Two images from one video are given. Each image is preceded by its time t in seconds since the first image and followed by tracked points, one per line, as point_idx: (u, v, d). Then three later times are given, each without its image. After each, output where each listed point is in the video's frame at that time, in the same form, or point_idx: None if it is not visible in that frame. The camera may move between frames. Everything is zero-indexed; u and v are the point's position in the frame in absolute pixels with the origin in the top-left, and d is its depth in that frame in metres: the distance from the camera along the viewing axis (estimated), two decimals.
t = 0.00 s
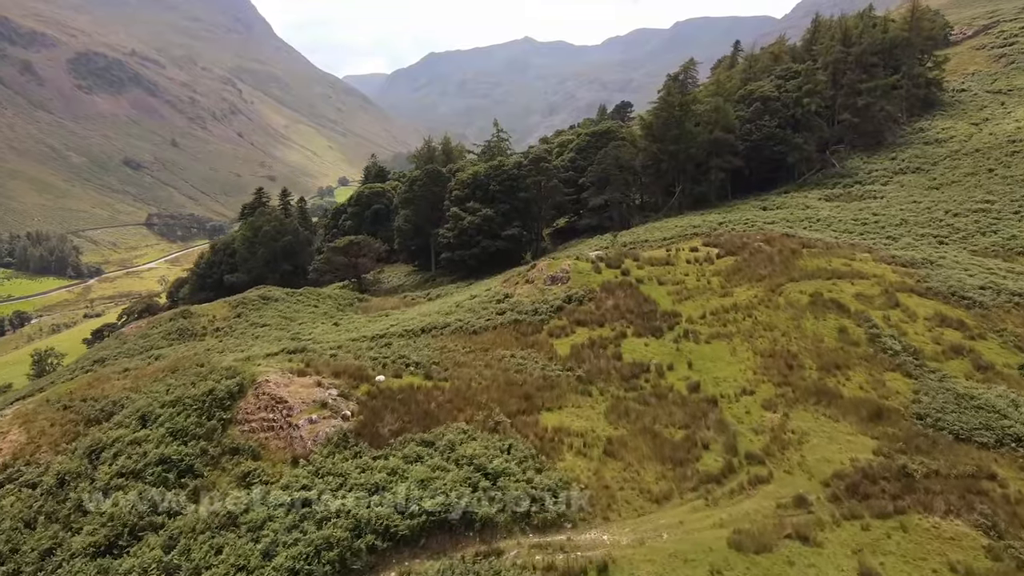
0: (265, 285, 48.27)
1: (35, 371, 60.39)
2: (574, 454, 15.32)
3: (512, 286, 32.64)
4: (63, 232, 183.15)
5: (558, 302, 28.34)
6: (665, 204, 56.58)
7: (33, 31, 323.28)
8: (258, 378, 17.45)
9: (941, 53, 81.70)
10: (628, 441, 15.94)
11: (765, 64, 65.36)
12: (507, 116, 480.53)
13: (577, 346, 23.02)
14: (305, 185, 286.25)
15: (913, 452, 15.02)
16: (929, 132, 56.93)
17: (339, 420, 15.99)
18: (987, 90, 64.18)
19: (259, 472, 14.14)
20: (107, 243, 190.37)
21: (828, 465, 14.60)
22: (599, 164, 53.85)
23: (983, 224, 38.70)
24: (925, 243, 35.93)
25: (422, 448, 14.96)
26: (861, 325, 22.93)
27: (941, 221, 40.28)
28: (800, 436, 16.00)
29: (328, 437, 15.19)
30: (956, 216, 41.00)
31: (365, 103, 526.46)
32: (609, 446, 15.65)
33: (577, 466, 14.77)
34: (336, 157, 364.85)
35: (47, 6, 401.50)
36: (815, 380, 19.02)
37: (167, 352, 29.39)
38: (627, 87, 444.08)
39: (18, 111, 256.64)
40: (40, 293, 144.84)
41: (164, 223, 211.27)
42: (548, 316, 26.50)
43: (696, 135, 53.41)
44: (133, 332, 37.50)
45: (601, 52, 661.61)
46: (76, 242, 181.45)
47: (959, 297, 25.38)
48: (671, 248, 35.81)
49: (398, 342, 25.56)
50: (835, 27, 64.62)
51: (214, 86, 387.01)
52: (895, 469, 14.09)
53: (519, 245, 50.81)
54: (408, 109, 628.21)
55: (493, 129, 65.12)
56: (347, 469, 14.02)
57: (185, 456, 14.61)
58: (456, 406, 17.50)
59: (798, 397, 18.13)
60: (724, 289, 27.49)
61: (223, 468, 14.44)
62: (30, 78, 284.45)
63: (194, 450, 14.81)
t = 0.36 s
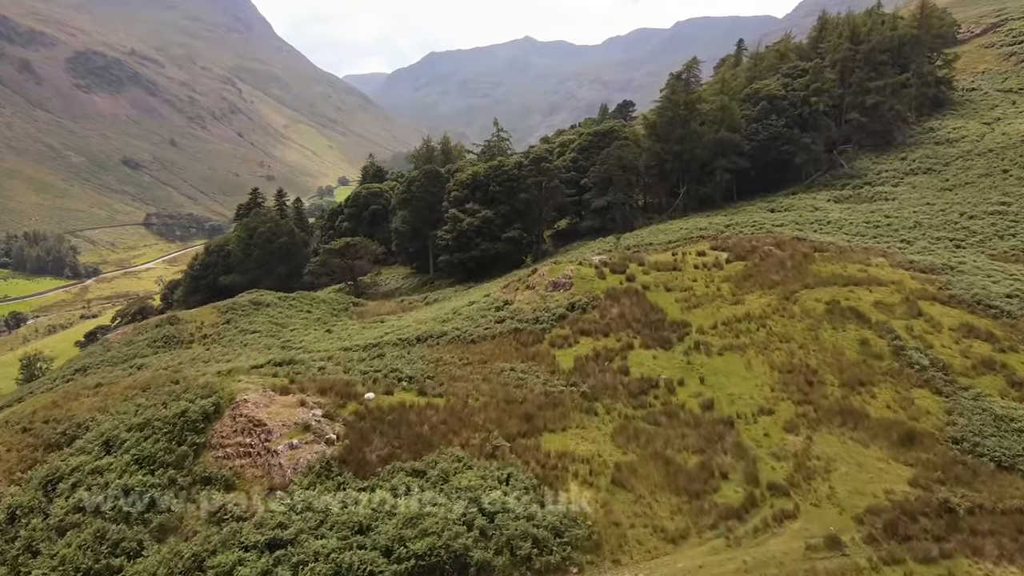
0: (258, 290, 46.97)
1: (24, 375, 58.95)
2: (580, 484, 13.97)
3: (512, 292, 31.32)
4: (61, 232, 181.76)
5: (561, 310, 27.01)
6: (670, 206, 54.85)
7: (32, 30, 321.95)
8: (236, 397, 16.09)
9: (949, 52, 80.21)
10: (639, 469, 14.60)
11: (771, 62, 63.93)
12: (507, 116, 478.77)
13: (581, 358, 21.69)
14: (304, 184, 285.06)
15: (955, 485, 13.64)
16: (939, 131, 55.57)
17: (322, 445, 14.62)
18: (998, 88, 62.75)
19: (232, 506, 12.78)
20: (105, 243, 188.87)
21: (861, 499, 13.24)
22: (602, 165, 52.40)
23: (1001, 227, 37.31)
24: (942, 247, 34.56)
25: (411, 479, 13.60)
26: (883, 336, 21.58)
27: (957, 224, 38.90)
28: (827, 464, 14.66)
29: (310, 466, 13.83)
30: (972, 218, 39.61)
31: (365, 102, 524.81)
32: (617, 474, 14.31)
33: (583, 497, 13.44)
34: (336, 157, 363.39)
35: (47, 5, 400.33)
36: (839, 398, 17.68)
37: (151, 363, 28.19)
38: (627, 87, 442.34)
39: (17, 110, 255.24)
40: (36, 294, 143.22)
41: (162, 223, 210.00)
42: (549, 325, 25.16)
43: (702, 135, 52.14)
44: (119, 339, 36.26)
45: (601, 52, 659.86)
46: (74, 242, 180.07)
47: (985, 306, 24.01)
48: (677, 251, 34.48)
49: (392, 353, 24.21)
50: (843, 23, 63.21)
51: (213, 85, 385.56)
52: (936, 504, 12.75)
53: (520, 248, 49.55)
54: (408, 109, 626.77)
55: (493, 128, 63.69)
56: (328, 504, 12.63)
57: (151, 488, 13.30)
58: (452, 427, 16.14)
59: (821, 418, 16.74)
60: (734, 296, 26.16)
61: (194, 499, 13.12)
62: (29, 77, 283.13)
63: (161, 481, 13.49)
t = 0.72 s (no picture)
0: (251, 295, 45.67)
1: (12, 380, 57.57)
2: (588, 522, 12.58)
3: (511, 300, 29.89)
4: (58, 232, 180.50)
5: (563, 319, 25.58)
6: (674, 206, 52.49)
7: (31, 29, 320.75)
8: (208, 419, 14.69)
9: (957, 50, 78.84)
10: (653, 503, 13.21)
11: (778, 60, 62.43)
12: (507, 115, 477.24)
13: (585, 373, 20.27)
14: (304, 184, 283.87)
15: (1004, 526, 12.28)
16: (951, 130, 54.07)
17: (301, 476, 13.21)
18: (1010, 86, 61.36)
19: (197, 553, 11.40)
20: (102, 243, 187.56)
21: (902, 543, 11.86)
22: (605, 164, 50.52)
23: (1022, 230, 35.86)
24: (961, 252, 33.14)
25: (399, 519, 12.18)
26: (908, 349, 20.18)
27: (974, 227, 37.43)
28: (860, 499, 13.30)
29: (286, 502, 12.41)
30: (989, 221, 38.17)
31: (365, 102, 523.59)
32: (628, 509, 12.92)
33: (591, 538, 12.07)
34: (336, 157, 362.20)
35: (46, 4, 399.19)
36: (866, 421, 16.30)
37: (132, 376, 26.86)
38: (628, 87, 440.79)
39: (15, 109, 254.07)
40: (32, 294, 141.98)
41: (161, 223, 208.72)
42: (552, 336, 23.78)
43: (707, 134, 51.30)
44: (102, 346, 34.90)
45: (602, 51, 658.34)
46: (71, 242, 178.56)
47: (1015, 317, 22.60)
48: (683, 256, 33.05)
49: (384, 366, 22.78)
50: (851, 20, 61.89)
51: (213, 84, 384.35)
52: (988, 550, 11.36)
53: (519, 252, 48.04)
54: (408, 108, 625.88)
55: (493, 127, 62.31)
56: (304, 551, 11.26)
57: (106, 530, 11.89)
58: (446, 454, 14.72)
59: (849, 442, 15.36)
60: (746, 304, 24.77)
61: (155, 543, 11.76)
62: (28, 76, 281.95)
63: (118, 520, 12.11)
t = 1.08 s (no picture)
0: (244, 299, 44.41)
1: None
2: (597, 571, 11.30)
3: (511, 308, 28.50)
4: (55, 232, 179.13)
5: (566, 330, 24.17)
6: (680, 205, 50.59)
7: (30, 28, 319.64)
8: (174, 449, 13.38)
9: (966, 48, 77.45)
10: (669, 548, 11.87)
11: (784, 58, 60.99)
12: (508, 114, 475.65)
13: (590, 390, 18.84)
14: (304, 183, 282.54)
15: None
16: (964, 129, 52.45)
17: (274, 516, 11.93)
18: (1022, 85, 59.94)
19: None
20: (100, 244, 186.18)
21: None
22: (609, 162, 49.23)
23: None
24: (982, 258, 31.69)
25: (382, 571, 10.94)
26: (939, 366, 18.74)
27: (994, 230, 35.96)
28: (899, 546, 11.96)
29: (255, 551, 11.20)
30: (1009, 223, 36.71)
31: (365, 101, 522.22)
32: (643, 557, 11.59)
33: None
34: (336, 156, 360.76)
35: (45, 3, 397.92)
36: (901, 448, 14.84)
37: (110, 388, 25.56)
38: (629, 86, 439.11)
39: (13, 108, 252.73)
40: (28, 295, 140.50)
41: (159, 223, 207.34)
42: (554, 348, 22.37)
43: (713, 135, 50.23)
44: (83, 355, 33.50)
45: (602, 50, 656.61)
46: (68, 242, 177.39)
47: None
48: (691, 261, 31.69)
49: (374, 381, 21.32)
50: (859, 17, 60.62)
51: (212, 83, 382.95)
52: None
53: (520, 257, 46.40)
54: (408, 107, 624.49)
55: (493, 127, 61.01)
56: None
57: None
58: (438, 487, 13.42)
59: (884, 474, 13.99)
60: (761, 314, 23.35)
61: None
62: (27, 76, 280.65)
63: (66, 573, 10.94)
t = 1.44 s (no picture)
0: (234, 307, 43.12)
1: None
2: None
3: (508, 318, 26.81)
4: (53, 233, 177.76)
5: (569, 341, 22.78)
6: (689, 202, 47.75)
7: (28, 28, 318.35)
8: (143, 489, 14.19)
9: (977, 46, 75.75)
10: None
11: (791, 55, 59.47)
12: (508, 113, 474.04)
13: (595, 410, 17.42)
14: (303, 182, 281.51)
15: None
16: (975, 130, 50.19)
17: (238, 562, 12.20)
18: None
19: None
20: (98, 243, 184.91)
21: None
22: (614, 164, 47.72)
23: None
24: (1005, 264, 30.24)
25: None
26: (974, 387, 17.49)
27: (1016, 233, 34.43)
28: None
29: None
30: None
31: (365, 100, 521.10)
32: None
33: None
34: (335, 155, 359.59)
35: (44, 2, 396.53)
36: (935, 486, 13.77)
37: (91, 408, 24.96)
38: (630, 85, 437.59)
39: (11, 108, 251.43)
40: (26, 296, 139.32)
41: (157, 221, 206.05)
42: (556, 362, 20.99)
43: (718, 134, 50.23)
44: (63, 366, 31.83)
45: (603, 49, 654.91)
46: (66, 243, 176.12)
47: None
48: (699, 266, 30.31)
49: (360, 399, 19.99)
50: (869, 13, 59.10)
51: (211, 82, 380.97)
52: None
53: (519, 258, 44.00)
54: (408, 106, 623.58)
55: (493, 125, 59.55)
56: None
57: None
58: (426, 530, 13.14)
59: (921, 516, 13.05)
60: (778, 322, 22.07)
61: None
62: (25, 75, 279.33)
63: None
